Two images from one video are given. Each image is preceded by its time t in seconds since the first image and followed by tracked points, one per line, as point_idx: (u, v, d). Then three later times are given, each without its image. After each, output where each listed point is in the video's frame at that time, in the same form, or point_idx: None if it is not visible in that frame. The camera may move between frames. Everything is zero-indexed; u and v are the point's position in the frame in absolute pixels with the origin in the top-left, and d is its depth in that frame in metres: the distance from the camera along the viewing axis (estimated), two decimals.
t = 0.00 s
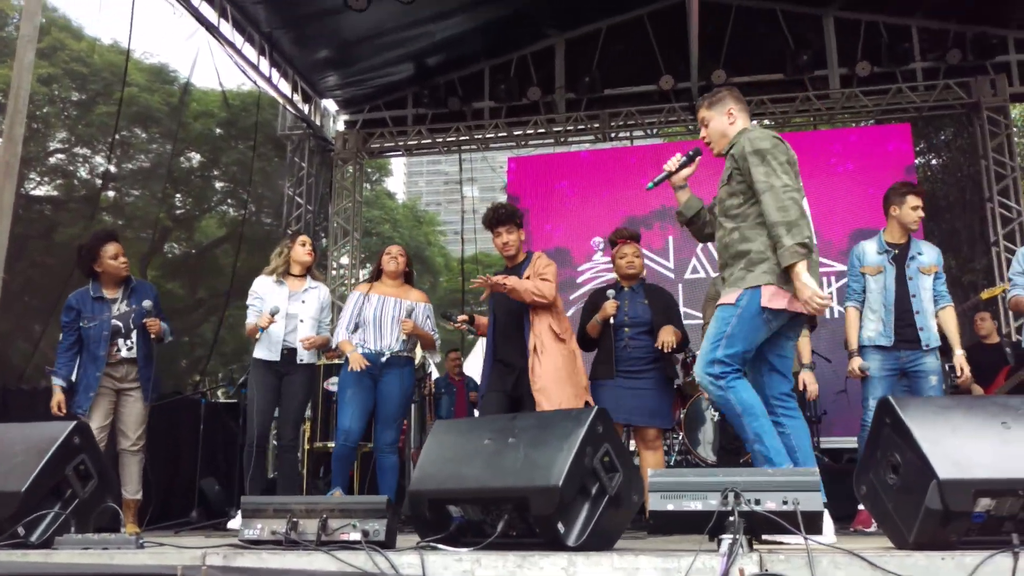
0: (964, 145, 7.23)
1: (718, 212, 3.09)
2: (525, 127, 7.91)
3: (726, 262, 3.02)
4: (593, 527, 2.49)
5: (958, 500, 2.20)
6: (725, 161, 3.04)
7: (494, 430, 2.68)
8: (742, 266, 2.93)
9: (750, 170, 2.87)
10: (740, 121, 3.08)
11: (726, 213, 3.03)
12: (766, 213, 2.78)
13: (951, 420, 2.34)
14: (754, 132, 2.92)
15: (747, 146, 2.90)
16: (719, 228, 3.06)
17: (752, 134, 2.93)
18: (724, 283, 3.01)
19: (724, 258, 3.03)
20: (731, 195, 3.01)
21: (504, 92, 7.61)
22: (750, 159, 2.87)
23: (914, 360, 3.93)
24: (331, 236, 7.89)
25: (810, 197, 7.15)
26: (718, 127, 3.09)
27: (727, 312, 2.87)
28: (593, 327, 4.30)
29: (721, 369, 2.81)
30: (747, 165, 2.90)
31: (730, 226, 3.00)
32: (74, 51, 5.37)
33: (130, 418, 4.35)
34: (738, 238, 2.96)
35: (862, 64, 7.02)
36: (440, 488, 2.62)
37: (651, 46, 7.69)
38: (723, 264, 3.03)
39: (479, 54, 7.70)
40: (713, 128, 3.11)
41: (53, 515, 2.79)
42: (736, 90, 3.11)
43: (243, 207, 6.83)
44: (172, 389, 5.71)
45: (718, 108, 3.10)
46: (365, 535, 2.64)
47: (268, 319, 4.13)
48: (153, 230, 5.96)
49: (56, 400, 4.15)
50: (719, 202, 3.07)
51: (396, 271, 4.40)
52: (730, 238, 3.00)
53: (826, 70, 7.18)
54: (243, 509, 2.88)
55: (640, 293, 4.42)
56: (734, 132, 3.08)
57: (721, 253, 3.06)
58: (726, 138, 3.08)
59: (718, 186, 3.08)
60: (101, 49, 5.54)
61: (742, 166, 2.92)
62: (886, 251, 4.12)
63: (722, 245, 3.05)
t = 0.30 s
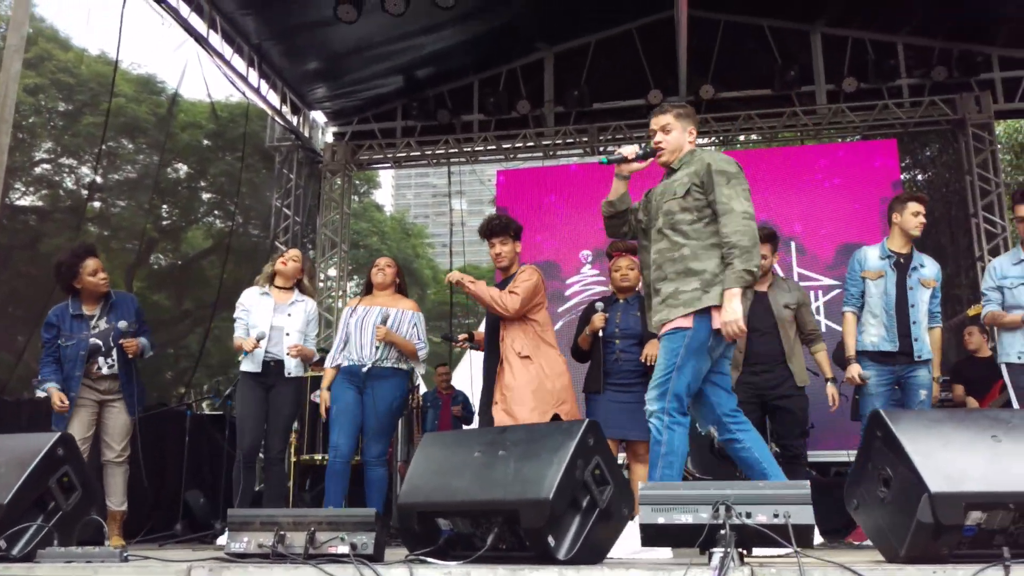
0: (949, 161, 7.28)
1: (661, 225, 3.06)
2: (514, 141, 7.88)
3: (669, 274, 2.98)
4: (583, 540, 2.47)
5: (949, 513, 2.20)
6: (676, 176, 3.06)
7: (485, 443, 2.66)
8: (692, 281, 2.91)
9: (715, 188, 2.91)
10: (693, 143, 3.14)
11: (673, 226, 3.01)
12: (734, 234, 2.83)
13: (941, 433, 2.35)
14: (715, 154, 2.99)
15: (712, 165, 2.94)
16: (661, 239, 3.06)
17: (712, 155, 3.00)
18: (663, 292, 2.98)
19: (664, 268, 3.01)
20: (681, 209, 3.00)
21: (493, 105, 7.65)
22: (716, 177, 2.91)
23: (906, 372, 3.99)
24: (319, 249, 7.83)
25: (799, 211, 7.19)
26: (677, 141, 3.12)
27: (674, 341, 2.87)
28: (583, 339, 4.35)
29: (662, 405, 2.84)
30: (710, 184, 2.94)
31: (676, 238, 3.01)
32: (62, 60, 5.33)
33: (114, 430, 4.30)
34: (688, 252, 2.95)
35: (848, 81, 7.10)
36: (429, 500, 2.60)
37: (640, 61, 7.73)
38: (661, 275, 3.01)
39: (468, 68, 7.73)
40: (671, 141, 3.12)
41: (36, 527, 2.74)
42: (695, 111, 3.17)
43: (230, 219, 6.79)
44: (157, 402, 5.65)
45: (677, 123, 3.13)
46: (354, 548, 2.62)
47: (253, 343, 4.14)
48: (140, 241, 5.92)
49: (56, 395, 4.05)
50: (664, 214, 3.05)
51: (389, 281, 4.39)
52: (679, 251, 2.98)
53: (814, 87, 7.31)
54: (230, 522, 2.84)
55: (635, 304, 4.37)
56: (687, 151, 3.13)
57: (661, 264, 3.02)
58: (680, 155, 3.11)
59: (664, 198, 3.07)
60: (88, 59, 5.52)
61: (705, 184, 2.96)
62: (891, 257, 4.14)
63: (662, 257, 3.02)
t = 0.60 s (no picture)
0: (929, 168, 7.31)
1: (608, 224, 3.18)
2: (497, 143, 7.83)
3: (613, 271, 3.08)
4: (565, 543, 2.45)
5: (931, 515, 2.19)
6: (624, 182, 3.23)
7: (466, 444, 2.63)
8: (641, 282, 3.06)
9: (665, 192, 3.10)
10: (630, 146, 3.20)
11: (621, 227, 3.15)
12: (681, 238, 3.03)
13: (924, 436, 2.35)
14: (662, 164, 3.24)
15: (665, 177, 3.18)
16: (606, 236, 3.16)
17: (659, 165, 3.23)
18: (606, 287, 3.06)
19: (609, 262, 3.10)
20: (630, 211, 3.16)
21: (477, 106, 7.68)
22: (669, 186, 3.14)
23: (887, 376, 3.98)
24: (301, 251, 7.67)
25: (781, 216, 7.22)
26: (620, 142, 3.12)
27: (632, 342, 3.00)
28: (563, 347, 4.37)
29: (626, 407, 2.91)
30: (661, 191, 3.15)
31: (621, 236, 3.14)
32: (41, 58, 5.36)
33: (94, 433, 4.23)
34: (636, 253, 3.10)
35: (830, 86, 7.15)
36: (409, 502, 2.57)
37: (624, 64, 7.73)
38: (605, 269, 3.09)
39: (451, 69, 7.72)
40: (614, 141, 3.10)
41: (7, 529, 2.69)
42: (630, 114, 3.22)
43: (210, 219, 6.72)
44: (135, 403, 5.58)
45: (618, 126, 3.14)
46: (332, 550, 2.59)
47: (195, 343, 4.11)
48: (119, 240, 5.85)
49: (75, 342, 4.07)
50: (613, 215, 3.19)
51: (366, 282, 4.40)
52: (628, 250, 3.10)
53: (796, 91, 7.36)
54: (206, 523, 2.79)
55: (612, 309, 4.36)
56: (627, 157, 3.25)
57: (604, 261, 3.10)
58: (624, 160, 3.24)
59: (613, 200, 3.21)
60: (68, 57, 5.51)
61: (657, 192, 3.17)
62: (872, 264, 4.18)
63: (608, 253, 3.11)
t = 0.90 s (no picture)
0: (895, 172, 7.40)
1: (564, 228, 3.16)
2: (469, 140, 7.83)
3: (576, 273, 3.08)
4: (531, 541, 2.44)
5: (895, 514, 2.21)
6: (574, 187, 3.23)
7: (434, 442, 2.61)
8: (602, 286, 3.08)
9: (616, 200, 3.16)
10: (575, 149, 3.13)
11: (577, 231, 3.15)
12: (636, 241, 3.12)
13: (888, 434, 2.37)
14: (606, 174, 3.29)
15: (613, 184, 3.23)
16: (565, 240, 3.14)
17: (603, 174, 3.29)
18: (572, 289, 3.04)
19: (571, 266, 3.10)
20: (585, 216, 3.16)
21: (448, 104, 7.61)
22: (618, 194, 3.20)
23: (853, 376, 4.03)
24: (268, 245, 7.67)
25: (749, 218, 7.28)
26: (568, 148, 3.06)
27: (593, 344, 2.98)
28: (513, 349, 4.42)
29: (584, 403, 2.87)
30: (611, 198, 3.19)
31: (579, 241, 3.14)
32: (4, 47, 5.08)
33: (62, 432, 4.13)
34: (595, 256, 3.12)
35: (799, 88, 7.23)
36: (374, 500, 2.53)
37: (596, 62, 7.75)
38: (568, 273, 3.09)
39: (424, 65, 7.70)
40: (562, 148, 3.03)
41: None
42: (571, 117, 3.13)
43: (177, 213, 6.63)
44: (96, 399, 5.47)
45: (565, 130, 3.08)
46: (296, 548, 2.55)
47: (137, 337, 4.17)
48: (84, 234, 5.73)
49: (68, 336, 4.01)
50: (568, 220, 3.17)
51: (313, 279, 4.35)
52: (586, 254, 3.11)
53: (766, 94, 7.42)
54: (167, 521, 2.74)
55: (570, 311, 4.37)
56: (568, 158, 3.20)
57: (567, 264, 3.10)
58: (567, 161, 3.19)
59: (566, 205, 3.19)
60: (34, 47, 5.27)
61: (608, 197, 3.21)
62: (838, 262, 4.23)
63: (570, 257, 3.11)
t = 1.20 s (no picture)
0: (860, 172, 7.52)
1: (532, 236, 3.12)
2: (438, 135, 7.80)
3: (542, 283, 3.03)
4: (496, 537, 2.43)
5: (855, 510, 2.24)
6: (545, 194, 3.19)
7: (399, 437, 2.59)
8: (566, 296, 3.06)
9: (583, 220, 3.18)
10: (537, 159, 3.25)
11: (544, 242, 3.12)
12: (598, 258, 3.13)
13: (850, 432, 2.41)
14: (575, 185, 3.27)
15: (585, 199, 3.22)
16: (530, 248, 3.10)
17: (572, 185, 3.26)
18: (540, 298, 3.00)
19: (539, 274, 3.05)
20: (554, 228, 3.13)
21: (418, 99, 7.56)
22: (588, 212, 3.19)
23: (810, 374, 4.10)
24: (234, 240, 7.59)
25: (716, 217, 7.34)
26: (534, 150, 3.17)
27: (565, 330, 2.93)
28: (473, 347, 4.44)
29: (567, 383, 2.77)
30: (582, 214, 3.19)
31: (545, 251, 3.11)
32: None
33: (24, 425, 4.04)
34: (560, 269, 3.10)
35: (767, 90, 7.31)
36: (338, 496, 2.51)
37: (566, 59, 7.75)
38: (536, 282, 3.03)
39: (393, 60, 7.66)
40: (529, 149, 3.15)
41: None
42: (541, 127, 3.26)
43: (142, 206, 6.52)
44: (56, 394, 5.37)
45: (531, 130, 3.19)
46: (259, 544, 2.52)
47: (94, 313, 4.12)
48: (46, 225, 5.61)
49: (20, 334, 3.90)
50: (536, 228, 3.13)
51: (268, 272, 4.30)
52: (551, 265, 3.08)
53: (734, 95, 7.49)
54: (128, 517, 2.70)
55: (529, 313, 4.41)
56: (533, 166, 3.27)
57: (533, 274, 3.04)
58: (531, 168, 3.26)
59: (536, 213, 3.15)
60: None
61: (579, 212, 3.19)
62: (792, 261, 4.30)
63: (537, 266, 3.07)
